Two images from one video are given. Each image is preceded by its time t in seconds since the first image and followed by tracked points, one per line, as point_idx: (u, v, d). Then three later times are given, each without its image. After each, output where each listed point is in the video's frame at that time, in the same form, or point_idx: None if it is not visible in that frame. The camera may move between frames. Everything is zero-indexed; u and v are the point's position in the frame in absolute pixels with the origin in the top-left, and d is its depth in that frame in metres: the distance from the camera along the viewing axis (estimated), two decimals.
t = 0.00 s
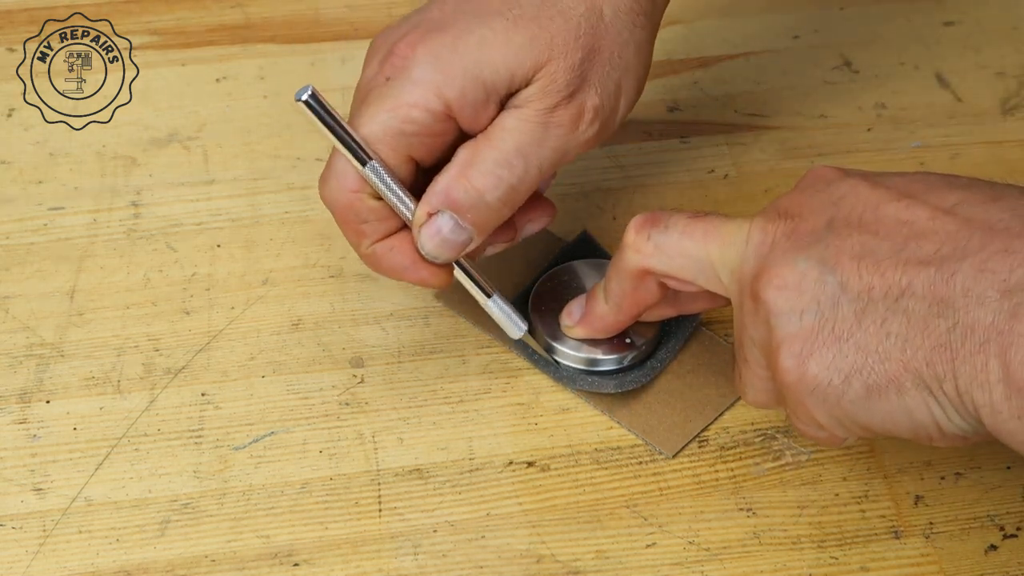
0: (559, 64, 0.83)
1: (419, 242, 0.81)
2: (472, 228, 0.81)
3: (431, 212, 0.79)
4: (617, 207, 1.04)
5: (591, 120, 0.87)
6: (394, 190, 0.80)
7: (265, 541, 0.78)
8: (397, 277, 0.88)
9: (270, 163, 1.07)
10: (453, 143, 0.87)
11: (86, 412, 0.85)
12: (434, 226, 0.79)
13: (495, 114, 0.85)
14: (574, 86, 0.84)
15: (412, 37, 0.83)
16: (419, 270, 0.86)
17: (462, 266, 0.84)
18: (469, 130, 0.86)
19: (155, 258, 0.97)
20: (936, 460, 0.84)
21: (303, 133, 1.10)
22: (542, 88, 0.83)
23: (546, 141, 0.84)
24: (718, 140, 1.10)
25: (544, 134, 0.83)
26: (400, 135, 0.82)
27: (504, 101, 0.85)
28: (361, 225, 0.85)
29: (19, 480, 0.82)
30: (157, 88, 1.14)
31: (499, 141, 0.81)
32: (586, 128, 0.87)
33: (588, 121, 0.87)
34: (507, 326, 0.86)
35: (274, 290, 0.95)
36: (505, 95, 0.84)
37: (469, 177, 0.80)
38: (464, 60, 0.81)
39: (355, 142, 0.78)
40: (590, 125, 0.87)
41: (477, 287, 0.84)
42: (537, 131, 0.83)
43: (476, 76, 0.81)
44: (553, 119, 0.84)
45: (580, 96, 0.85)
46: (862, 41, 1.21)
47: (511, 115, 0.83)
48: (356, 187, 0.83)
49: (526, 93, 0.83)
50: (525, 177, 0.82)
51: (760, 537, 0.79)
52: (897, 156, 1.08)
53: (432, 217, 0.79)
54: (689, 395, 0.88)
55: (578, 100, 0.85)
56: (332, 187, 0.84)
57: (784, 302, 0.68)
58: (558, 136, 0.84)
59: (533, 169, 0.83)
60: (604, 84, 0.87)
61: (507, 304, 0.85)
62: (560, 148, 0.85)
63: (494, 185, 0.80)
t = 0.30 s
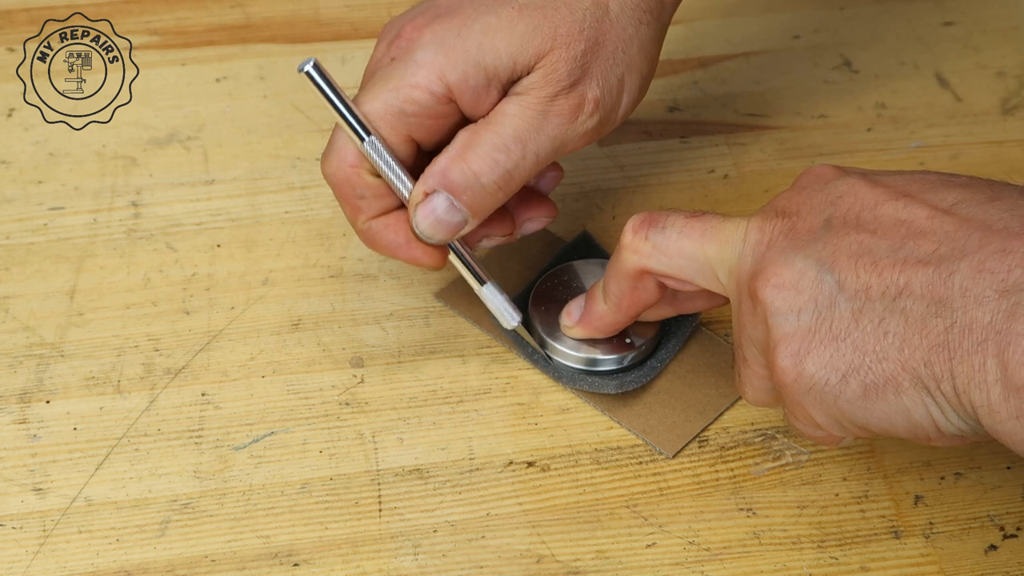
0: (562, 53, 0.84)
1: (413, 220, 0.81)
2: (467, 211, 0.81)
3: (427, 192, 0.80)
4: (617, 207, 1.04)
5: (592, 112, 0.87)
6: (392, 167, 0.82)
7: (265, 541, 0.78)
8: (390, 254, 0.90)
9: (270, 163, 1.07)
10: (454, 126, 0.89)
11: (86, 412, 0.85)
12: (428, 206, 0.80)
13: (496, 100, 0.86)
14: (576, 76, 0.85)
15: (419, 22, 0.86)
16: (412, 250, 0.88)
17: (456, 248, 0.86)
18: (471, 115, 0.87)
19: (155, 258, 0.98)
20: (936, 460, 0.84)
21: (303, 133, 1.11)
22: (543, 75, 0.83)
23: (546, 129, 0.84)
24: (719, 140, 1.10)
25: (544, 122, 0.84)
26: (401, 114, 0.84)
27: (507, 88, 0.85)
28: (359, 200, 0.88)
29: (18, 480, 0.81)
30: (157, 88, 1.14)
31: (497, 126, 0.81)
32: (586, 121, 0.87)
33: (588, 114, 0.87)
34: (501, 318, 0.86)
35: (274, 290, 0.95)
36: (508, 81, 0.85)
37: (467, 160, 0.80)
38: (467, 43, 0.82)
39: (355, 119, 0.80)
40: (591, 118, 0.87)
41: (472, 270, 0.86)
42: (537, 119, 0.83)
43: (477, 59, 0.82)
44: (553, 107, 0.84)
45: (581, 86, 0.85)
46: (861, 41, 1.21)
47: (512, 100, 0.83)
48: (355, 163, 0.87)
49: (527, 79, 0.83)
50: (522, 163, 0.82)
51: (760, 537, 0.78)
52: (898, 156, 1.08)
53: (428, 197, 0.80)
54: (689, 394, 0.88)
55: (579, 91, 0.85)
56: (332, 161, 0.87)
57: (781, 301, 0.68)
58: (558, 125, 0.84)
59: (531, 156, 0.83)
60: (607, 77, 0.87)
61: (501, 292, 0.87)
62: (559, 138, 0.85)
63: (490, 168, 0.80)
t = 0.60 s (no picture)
0: (582, 48, 0.88)
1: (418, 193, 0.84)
2: (470, 189, 0.84)
3: (434, 165, 0.83)
4: (617, 207, 1.04)
5: (604, 108, 0.91)
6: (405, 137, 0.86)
7: (265, 541, 0.77)
8: (392, 223, 0.93)
9: (270, 163, 1.07)
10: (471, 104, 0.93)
11: (86, 412, 0.85)
12: (435, 180, 0.83)
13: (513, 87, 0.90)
14: (592, 71, 0.89)
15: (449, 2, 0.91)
16: (415, 219, 0.92)
17: (456, 227, 0.88)
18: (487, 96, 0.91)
19: (155, 258, 0.98)
20: (936, 460, 0.84)
21: (303, 133, 1.11)
22: (561, 66, 0.87)
23: (556, 118, 0.87)
24: (719, 140, 1.10)
25: (555, 111, 0.87)
26: (418, 86, 0.89)
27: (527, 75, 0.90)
28: (368, 165, 0.93)
29: (18, 480, 0.81)
30: (157, 88, 1.14)
31: (511, 110, 0.85)
32: (597, 116, 0.91)
33: (601, 109, 0.90)
34: (497, 303, 0.89)
35: (274, 289, 0.95)
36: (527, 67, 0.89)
37: (476, 140, 0.83)
38: (491, 29, 0.87)
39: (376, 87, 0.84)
40: (603, 113, 0.91)
41: (476, 255, 0.88)
42: (549, 107, 0.87)
43: (499, 44, 0.87)
44: (566, 98, 0.87)
45: (597, 81, 0.89)
46: (861, 41, 1.21)
47: (528, 85, 0.87)
48: (369, 128, 0.91)
49: (545, 69, 0.87)
50: (530, 146, 0.86)
51: (760, 537, 0.78)
52: (898, 156, 1.07)
53: (435, 170, 0.83)
54: (689, 394, 0.88)
55: (594, 85, 0.89)
56: (347, 125, 0.92)
57: (768, 302, 0.68)
58: (568, 116, 0.88)
59: (540, 141, 0.86)
60: (623, 75, 0.91)
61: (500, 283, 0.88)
62: (569, 128, 0.89)
63: (498, 150, 0.83)
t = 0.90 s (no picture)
0: (587, 34, 0.88)
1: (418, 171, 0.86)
2: (470, 169, 0.86)
3: (435, 143, 0.85)
4: (617, 207, 1.04)
5: (607, 95, 0.91)
6: (408, 112, 0.87)
7: (265, 541, 0.77)
8: (392, 199, 0.94)
9: (270, 163, 1.07)
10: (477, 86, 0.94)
11: (86, 412, 0.85)
12: (435, 158, 0.85)
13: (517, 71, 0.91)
14: (597, 58, 0.89)
15: None
16: (413, 197, 0.93)
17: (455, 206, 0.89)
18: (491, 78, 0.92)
19: (155, 258, 0.98)
20: (936, 460, 0.84)
21: (304, 133, 1.11)
22: (565, 51, 0.88)
23: (559, 102, 0.88)
24: (719, 140, 1.10)
25: (557, 95, 0.88)
26: (425, 63, 0.90)
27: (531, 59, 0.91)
28: (371, 141, 0.94)
29: (18, 480, 0.81)
30: (157, 88, 1.14)
31: (514, 91, 0.86)
32: (600, 102, 0.91)
33: (603, 95, 0.91)
34: (490, 284, 0.89)
35: (274, 289, 0.95)
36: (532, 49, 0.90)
37: (476, 118, 0.85)
38: (499, 10, 0.87)
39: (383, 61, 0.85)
40: (605, 99, 0.91)
41: (472, 236, 0.89)
42: (552, 91, 0.88)
43: (505, 25, 0.87)
44: (569, 82, 0.88)
45: (600, 68, 0.90)
46: (861, 41, 1.21)
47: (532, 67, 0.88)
48: (374, 104, 0.92)
49: (549, 52, 0.88)
50: (531, 128, 0.87)
51: (760, 537, 0.78)
52: (898, 156, 1.08)
53: (436, 149, 0.85)
54: (689, 394, 0.88)
55: (598, 72, 0.89)
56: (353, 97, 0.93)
57: (770, 302, 0.68)
58: (571, 102, 0.89)
59: (542, 124, 0.88)
60: (627, 63, 0.91)
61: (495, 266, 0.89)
62: (571, 113, 0.90)
63: (499, 132, 0.85)
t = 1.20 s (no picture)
0: (602, 23, 0.89)
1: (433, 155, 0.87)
2: (484, 158, 0.87)
3: (450, 130, 0.86)
4: (617, 207, 1.04)
5: (619, 87, 0.91)
6: (428, 90, 0.89)
7: (265, 541, 0.77)
8: (406, 172, 0.97)
9: (270, 163, 1.07)
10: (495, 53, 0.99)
11: (86, 412, 0.85)
12: (450, 145, 0.86)
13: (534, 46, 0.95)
14: (611, 49, 0.89)
15: None
16: (424, 171, 0.95)
17: (467, 188, 0.91)
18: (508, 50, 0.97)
19: (155, 258, 0.98)
20: (936, 460, 0.84)
21: (304, 133, 1.11)
22: (580, 39, 0.88)
23: (574, 93, 0.88)
24: (719, 140, 1.10)
25: (572, 86, 0.87)
26: (447, 31, 0.95)
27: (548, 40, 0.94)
28: (392, 113, 0.98)
29: (18, 480, 0.81)
30: (157, 88, 1.14)
31: (530, 82, 0.86)
32: (613, 95, 0.91)
33: (616, 87, 0.90)
34: (493, 267, 0.90)
35: (274, 289, 0.95)
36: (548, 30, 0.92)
37: (494, 108, 0.85)
38: None
39: (408, 34, 0.88)
40: (617, 91, 0.91)
41: (479, 215, 0.91)
42: (568, 83, 0.87)
43: None
44: (583, 72, 0.88)
45: (614, 60, 0.89)
46: (861, 41, 1.21)
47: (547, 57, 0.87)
48: (397, 76, 0.96)
49: (566, 41, 0.88)
50: (545, 119, 0.86)
51: (760, 537, 0.78)
52: (898, 155, 1.07)
53: (451, 135, 0.86)
54: (689, 394, 0.88)
55: (612, 62, 0.89)
56: (374, 71, 0.97)
57: (761, 294, 0.68)
58: (584, 93, 0.88)
59: (555, 116, 0.87)
60: (642, 54, 0.91)
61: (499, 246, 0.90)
62: (583, 105, 0.89)
63: (515, 123, 0.85)
